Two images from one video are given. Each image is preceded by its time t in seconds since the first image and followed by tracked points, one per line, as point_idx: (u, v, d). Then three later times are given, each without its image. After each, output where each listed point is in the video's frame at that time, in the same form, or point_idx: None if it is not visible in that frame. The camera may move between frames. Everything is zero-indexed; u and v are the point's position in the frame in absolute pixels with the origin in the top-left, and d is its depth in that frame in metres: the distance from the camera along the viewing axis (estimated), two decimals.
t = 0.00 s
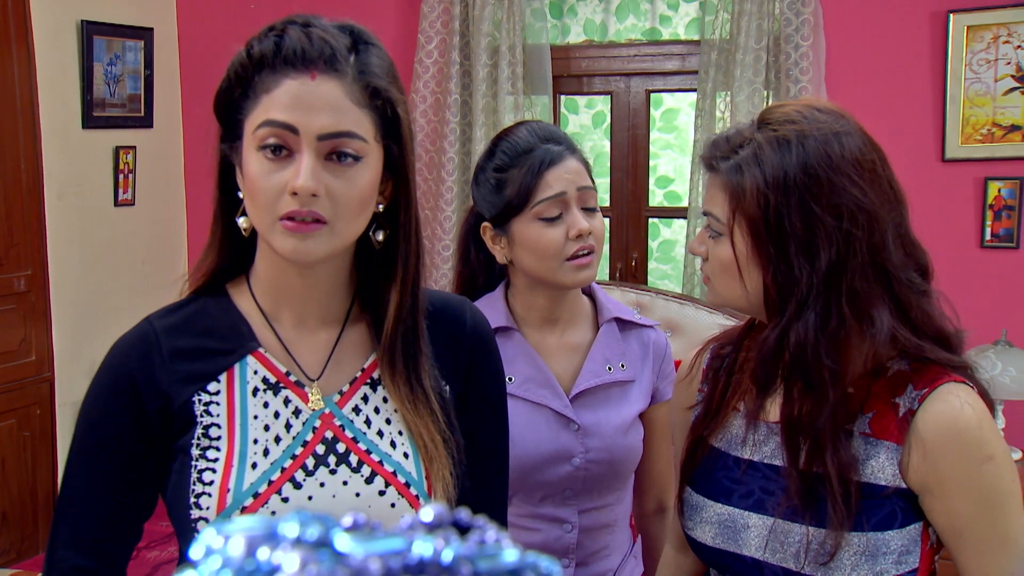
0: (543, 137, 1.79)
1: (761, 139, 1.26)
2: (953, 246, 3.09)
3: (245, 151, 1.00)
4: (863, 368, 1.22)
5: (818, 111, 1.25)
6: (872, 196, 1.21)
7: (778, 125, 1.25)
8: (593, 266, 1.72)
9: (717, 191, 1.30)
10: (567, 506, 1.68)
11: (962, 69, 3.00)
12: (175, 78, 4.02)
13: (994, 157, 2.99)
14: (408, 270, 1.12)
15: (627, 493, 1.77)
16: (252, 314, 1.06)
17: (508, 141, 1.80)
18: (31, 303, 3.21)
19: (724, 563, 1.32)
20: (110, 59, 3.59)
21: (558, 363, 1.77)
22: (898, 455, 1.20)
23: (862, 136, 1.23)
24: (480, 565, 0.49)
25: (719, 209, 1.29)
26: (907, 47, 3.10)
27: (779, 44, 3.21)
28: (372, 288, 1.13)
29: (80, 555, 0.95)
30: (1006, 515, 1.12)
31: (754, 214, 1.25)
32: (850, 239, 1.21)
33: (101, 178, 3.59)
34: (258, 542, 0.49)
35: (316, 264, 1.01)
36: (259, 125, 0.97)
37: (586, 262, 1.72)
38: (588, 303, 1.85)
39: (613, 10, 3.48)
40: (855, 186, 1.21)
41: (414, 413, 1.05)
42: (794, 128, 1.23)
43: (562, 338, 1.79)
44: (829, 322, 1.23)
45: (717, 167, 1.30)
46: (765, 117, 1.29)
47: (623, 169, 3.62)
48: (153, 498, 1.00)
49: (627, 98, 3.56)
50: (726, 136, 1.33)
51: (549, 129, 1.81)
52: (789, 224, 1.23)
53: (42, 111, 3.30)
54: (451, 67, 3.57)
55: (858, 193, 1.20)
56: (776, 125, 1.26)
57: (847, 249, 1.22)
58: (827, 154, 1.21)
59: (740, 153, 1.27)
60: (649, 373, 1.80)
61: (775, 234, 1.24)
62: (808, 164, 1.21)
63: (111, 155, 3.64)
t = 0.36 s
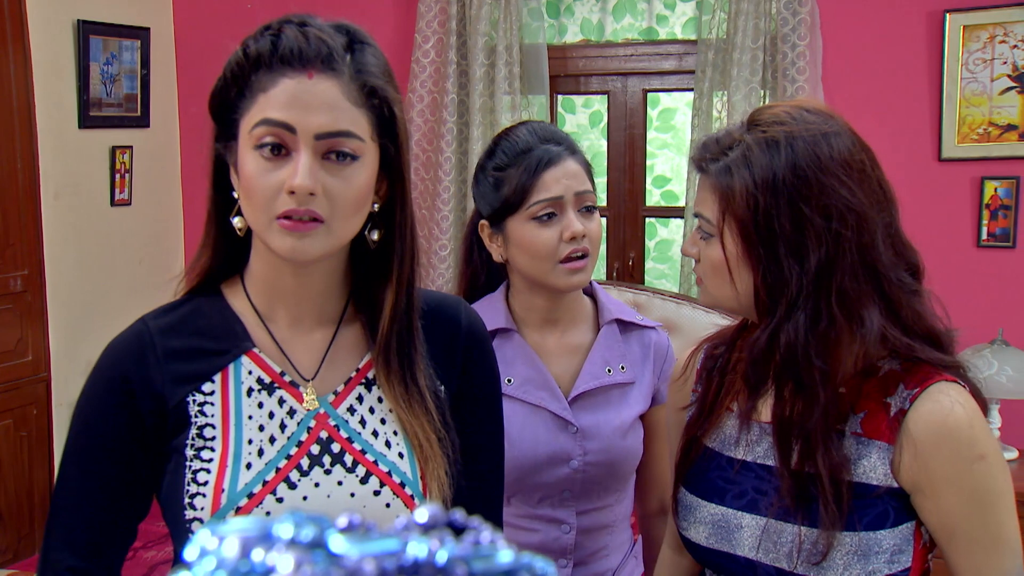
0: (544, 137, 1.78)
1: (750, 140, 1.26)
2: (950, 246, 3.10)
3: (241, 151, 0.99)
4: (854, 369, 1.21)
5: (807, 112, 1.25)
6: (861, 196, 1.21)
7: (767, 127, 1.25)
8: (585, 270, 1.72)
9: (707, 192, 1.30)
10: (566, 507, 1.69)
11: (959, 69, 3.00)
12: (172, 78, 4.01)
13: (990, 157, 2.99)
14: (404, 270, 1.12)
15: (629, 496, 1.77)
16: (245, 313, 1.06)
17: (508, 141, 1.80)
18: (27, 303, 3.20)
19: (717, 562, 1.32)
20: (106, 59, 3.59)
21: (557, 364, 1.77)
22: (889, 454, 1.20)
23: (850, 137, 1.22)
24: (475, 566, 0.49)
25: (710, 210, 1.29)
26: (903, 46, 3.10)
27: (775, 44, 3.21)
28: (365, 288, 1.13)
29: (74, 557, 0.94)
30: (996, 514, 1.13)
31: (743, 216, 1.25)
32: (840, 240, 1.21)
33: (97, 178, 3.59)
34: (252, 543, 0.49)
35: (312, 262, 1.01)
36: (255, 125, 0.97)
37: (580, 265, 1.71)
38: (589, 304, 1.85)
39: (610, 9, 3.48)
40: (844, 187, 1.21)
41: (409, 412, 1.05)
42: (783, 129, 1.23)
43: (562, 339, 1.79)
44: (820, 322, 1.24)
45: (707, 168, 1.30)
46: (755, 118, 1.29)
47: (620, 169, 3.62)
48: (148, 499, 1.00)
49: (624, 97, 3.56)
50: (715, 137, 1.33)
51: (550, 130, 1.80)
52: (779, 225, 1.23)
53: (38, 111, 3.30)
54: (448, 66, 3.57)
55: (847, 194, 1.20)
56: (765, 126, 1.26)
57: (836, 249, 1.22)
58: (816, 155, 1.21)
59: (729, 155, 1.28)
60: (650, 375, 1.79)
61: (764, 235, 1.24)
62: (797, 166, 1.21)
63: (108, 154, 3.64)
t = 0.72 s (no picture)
0: (548, 143, 1.78)
1: (742, 141, 1.25)
2: (949, 246, 3.09)
3: (241, 151, 0.99)
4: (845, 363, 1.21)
5: (797, 112, 1.25)
6: (852, 196, 1.21)
7: (759, 127, 1.25)
8: (588, 277, 1.72)
9: (699, 193, 1.30)
10: (568, 509, 1.68)
11: (959, 69, 3.00)
12: (171, 78, 4.01)
13: (989, 157, 2.99)
14: (402, 271, 1.12)
15: (635, 498, 1.75)
16: (242, 313, 1.06)
17: (511, 146, 1.80)
18: (26, 304, 3.20)
19: (711, 561, 1.32)
20: (106, 59, 3.59)
21: (561, 367, 1.77)
22: (881, 454, 1.20)
23: (842, 137, 1.22)
24: (473, 567, 0.49)
25: (701, 211, 1.29)
26: (903, 46, 3.10)
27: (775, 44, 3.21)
28: (362, 289, 1.12)
29: (72, 559, 0.94)
30: (988, 513, 1.13)
31: (734, 215, 1.25)
32: (831, 239, 1.21)
33: (96, 178, 3.59)
34: (251, 545, 0.49)
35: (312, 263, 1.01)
36: (255, 125, 0.97)
37: (582, 273, 1.72)
38: (595, 305, 1.84)
39: (609, 9, 3.48)
40: (834, 186, 1.20)
41: (406, 412, 1.05)
42: (774, 129, 1.23)
43: (567, 342, 1.79)
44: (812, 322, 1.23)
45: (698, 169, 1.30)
46: (747, 118, 1.29)
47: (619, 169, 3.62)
48: (146, 500, 1.00)
49: (624, 97, 3.56)
50: (708, 138, 1.33)
51: (555, 136, 1.80)
52: (770, 225, 1.23)
53: (37, 111, 3.30)
54: (447, 66, 3.57)
55: (838, 193, 1.20)
56: (757, 126, 1.26)
57: (827, 248, 1.22)
58: (807, 155, 1.20)
59: (721, 155, 1.27)
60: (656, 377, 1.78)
61: (754, 235, 1.24)
62: (787, 166, 1.21)
63: (107, 154, 3.64)
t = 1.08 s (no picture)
0: (551, 146, 1.77)
1: (732, 140, 1.24)
2: (949, 245, 3.09)
3: (238, 151, 0.98)
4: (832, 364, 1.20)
5: (788, 112, 1.24)
6: (841, 196, 1.19)
7: (750, 126, 1.24)
8: (595, 279, 1.71)
9: (690, 192, 1.30)
10: (573, 512, 1.67)
11: (959, 68, 2.99)
12: (169, 77, 4.00)
13: (990, 156, 2.98)
14: (400, 271, 1.11)
15: (641, 501, 1.75)
16: (238, 313, 1.05)
17: (514, 150, 1.79)
18: (24, 303, 3.19)
19: (701, 559, 1.31)
20: (104, 58, 3.58)
21: (566, 371, 1.76)
22: (870, 453, 1.19)
23: (833, 137, 1.21)
24: (472, 571, 0.48)
25: (691, 210, 1.29)
26: (902, 46, 3.09)
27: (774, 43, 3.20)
28: (359, 288, 1.12)
29: (67, 562, 0.93)
30: (977, 514, 1.12)
31: (722, 215, 1.24)
32: (820, 240, 1.20)
33: (94, 177, 3.58)
34: (248, 548, 0.48)
35: (310, 263, 1.00)
36: (253, 125, 0.96)
37: (589, 275, 1.71)
38: (602, 308, 1.84)
39: (608, 9, 3.47)
40: (823, 187, 1.19)
41: (404, 413, 1.04)
42: (764, 129, 1.22)
43: (573, 344, 1.79)
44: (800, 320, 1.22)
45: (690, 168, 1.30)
46: (739, 117, 1.28)
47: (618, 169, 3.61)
48: (142, 503, 0.99)
49: (623, 97, 3.55)
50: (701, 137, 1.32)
51: (558, 138, 1.79)
52: (758, 225, 1.22)
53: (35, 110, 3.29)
54: (446, 66, 3.57)
55: (827, 194, 1.19)
56: (748, 126, 1.25)
57: (816, 249, 1.20)
58: (796, 155, 1.19)
59: (711, 155, 1.27)
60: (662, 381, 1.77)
61: (741, 235, 1.23)
62: (775, 167, 1.20)
63: (105, 154, 3.63)
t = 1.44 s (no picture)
0: (554, 143, 1.80)
1: (721, 142, 1.27)
2: (946, 245, 3.11)
3: (237, 151, 1.01)
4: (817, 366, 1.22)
5: (777, 113, 1.26)
6: (829, 196, 1.22)
7: (739, 128, 1.26)
8: (596, 274, 1.74)
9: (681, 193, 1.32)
10: (576, 509, 1.70)
11: (954, 70, 3.01)
12: (171, 78, 4.03)
13: (986, 157, 3.01)
14: (398, 271, 1.14)
15: (643, 499, 1.77)
16: (237, 313, 1.08)
17: (518, 147, 1.82)
18: (27, 304, 3.21)
19: (693, 554, 1.35)
20: (107, 60, 3.61)
21: (570, 369, 1.78)
22: (858, 451, 1.22)
23: (821, 138, 1.23)
24: (472, 568, 0.50)
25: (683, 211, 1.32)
26: (899, 47, 3.12)
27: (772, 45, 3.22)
28: (358, 289, 1.14)
29: (69, 561, 0.96)
30: (965, 511, 1.14)
31: (712, 216, 1.27)
32: (807, 240, 1.22)
33: (96, 178, 3.60)
34: (250, 546, 0.51)
35: (308, 261, 1.03)
36: (252, 126, 0.98)
37: (590, 270, 1.73)
38: (605, 305, 1.86)
39: (607, 10, 3.50)
40: (810, 188, 1.21)
41: (403, 412, 1.07)
42: (752, 131, 1.24)
43: (576, 343, 1.81)
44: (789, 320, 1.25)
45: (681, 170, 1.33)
46: (729, 118, 1.30)
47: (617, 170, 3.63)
48: (142, 502, 1.01)
49: (622, 98, 3.58)
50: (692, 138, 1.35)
51: (561, 135, 1.82)
52: (746, 226, 1.25)
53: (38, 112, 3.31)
54: (446, 67, 3.59)
55: (815, 195, 1.21)
56: (737, 127, 1.27)
57: (803, 249, 1.23)
58: (784, 156, 1.22)
59: (701, 156, 1.29)
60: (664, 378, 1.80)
61: (731, 235, 1.26)
62: (763, 168, 1.22)
63: (107, 155, 3.65)
